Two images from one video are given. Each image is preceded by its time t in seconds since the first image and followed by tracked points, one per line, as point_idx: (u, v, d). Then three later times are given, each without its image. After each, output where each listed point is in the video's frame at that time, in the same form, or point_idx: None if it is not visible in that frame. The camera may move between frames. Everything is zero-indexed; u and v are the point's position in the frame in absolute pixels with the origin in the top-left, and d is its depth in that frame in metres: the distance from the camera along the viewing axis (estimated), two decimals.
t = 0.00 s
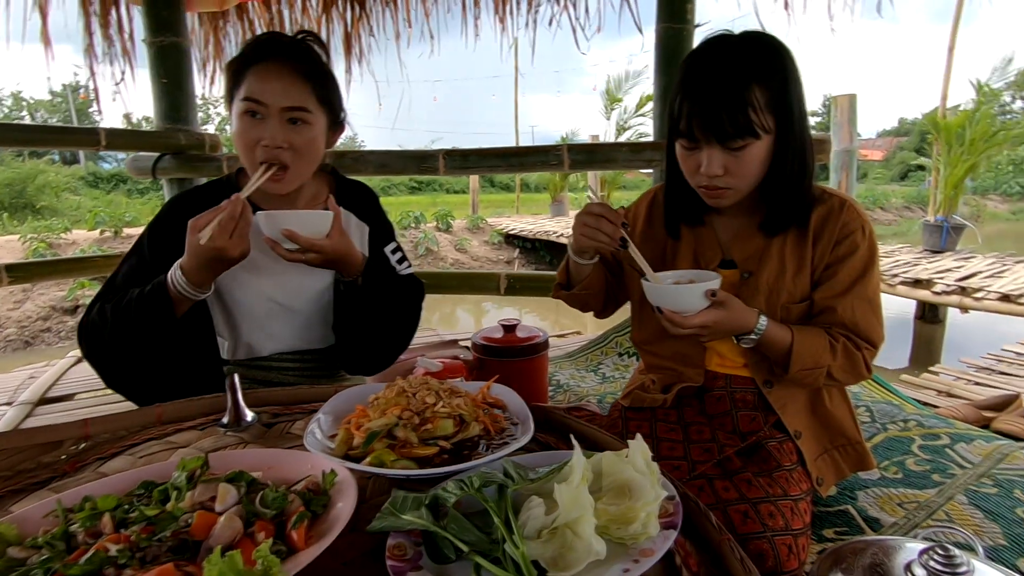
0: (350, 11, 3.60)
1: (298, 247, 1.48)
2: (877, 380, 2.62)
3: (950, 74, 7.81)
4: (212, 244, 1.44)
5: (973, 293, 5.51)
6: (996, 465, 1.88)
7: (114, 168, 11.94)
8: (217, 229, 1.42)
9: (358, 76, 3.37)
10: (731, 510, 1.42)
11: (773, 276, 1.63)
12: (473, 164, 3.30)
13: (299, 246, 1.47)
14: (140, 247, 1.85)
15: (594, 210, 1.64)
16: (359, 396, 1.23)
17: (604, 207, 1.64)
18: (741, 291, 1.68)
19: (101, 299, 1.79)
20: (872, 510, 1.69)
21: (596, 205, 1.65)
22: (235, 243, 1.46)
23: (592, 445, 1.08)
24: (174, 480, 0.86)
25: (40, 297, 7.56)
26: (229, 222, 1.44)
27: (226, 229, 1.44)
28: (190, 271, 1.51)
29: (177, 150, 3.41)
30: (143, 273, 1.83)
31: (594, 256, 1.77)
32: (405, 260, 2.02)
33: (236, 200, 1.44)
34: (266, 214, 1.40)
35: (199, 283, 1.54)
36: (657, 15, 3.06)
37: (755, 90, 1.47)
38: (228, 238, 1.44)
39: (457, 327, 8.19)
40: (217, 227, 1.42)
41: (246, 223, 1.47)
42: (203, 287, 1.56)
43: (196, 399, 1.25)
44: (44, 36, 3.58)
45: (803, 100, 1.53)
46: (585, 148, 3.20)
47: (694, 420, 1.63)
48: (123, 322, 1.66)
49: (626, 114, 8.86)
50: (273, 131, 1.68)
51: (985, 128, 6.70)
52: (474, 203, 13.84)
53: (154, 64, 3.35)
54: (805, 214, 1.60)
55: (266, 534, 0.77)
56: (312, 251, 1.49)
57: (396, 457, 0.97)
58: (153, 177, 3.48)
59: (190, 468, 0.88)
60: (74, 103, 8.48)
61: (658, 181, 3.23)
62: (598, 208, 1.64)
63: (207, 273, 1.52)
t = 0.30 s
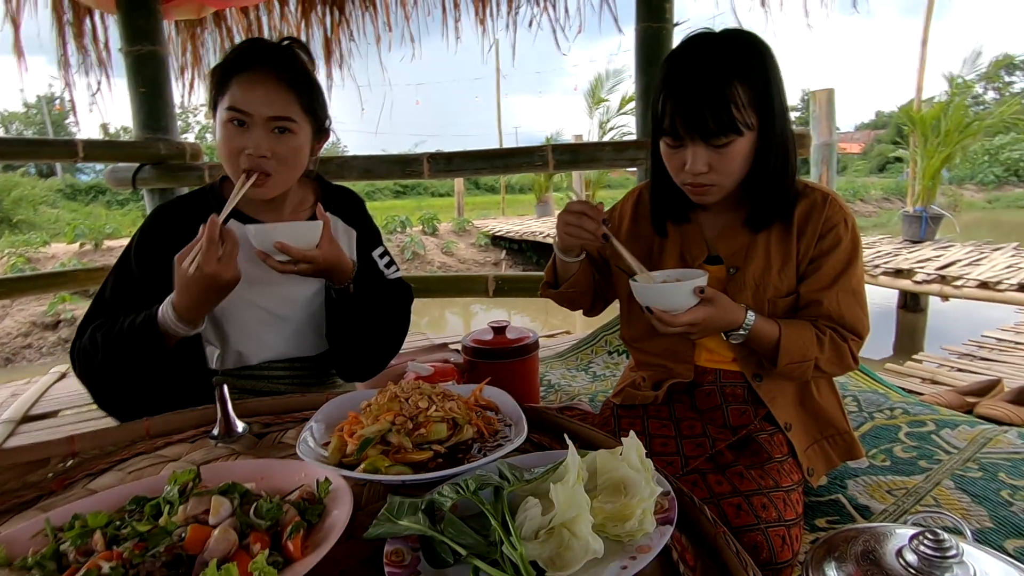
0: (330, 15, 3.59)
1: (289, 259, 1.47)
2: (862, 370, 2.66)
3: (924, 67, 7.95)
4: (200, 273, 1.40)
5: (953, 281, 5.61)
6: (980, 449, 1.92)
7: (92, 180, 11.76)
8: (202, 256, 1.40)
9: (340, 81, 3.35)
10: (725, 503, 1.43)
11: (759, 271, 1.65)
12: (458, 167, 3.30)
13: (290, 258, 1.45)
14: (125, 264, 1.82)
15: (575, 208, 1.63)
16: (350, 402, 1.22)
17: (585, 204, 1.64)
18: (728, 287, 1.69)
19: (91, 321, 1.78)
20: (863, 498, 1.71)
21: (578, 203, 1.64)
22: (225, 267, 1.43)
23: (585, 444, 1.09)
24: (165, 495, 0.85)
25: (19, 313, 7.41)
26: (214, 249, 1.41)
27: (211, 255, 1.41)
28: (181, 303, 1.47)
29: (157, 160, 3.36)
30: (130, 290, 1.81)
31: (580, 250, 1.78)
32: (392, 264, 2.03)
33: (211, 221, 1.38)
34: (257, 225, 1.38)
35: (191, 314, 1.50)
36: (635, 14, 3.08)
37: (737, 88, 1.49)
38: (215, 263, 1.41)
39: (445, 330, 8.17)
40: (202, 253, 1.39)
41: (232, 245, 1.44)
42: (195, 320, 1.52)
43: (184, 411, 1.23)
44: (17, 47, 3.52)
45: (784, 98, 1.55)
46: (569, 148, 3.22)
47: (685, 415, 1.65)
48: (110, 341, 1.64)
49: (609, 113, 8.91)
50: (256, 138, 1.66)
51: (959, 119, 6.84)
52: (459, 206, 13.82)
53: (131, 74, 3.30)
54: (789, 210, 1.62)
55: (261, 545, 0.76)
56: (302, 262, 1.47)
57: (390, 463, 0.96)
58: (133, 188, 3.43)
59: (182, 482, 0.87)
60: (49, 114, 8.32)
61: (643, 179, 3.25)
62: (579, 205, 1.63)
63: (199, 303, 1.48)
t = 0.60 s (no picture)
0: (319, 22, 3.57)
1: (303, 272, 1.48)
2: (856, 366, 2.69)
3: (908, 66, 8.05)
4: (186, 293, 1.40)
5: (942, 277, 5.67)
6: (973, 443, 1.95)
7: (80, 190, 11.66)
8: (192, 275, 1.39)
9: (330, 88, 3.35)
10: (725, 501, 1.45)
11: (753, 271, 1.67)
12: (451, 172, 3.31)
13: (307, 272, 1.48)
14: (122, 274, 1.81)
15: (570, 212, 1.66)
16: (353, 408, 1.22)
17: (579, 208, 1.66)
18: (723, 287, 1.71)
19: (88, 331, 1.75)
20: (860, 493, 1.73)
21: (572, 207, 1.67)
22: (209, 293, 1.42)
23: (589, 445, 1.10)
24: (171, 506, 0.84)
25: (8, 326, 7.33)
26: (204, 272, 1.39)
27: (200, 279, 1.40)
28: (166, 314, 1.46)
29: (148, 169, 3.34)
30: (128, 300, 1.80)
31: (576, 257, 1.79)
32: (390, 269, 2.03)
33: (221, 249, 1.41)
34: (274, 240, 1.40)
35: (176, 328, 1.50)
36: (625, 18, 3.10)
37: (729, 91, 1.50)
38: (203, 288, 1.41)
39: (439, 335, 8.16)
40: (193, 275, 1.38)
41: (226, 275, 1.44)
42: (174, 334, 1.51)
43: (185, 421, 1.23)
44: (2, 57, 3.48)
45: (776, 98, 1.57)
46: (561, 151, 3.23)
47: (684, 415, 1.66)
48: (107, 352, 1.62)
49: (599, 115, 8.95)
50: (262, 143, 1.67)
51: (943, 117, 6.92)
52: (451, 210, 13.82)
53: (120, 83, 3.29)
54: (781, 210, 1.64)
55: (270, 554, 0.76)
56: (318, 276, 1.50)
57: (395, 469, 0.97)
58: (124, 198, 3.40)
59: (187, 492, 0.87)
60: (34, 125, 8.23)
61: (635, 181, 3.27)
62: (573, 210, 1.65)
63: (183, 318, 1.47)
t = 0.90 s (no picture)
0: (319, 27, 3.58)
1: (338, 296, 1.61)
2: (855, 370, 2.69)
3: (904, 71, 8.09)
4: (182, 299, 1.41)
5: (939, 281, 5.69)
6: (972, 446, 1.95)
7: (78, 193, 11.66)
8: (187, 283, 1.39)
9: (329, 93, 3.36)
10: (725, 505, 1.45)
11: (753, 276, 1.67)
12: (450, 176, 3.32)
13: (341, 295, 1.60)
14: (129, 281, 1.81)
15: (572, 235, 1.67)
16: (353, 413, 1.22)
17: (580, 232, 1.67)
18: (723, 292, 1.72)
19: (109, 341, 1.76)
20: (859, 497, 1.73)
21: (572, 231, 1.68)
22: (204, 303, 1.41)
23: (588, 450, 1.10)
24: (171, 511, 0.84)
25: (5, 329, 7.30)
26: (200, 282, 1.38)
27: (196, 288, 1.39)
28: (167, 317, 1.48)
29: (147, 173, 3.34)
30: (134, 307, 1.79)
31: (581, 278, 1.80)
32: (385, 273, 2.04)
33: (221, 261, 1.41)
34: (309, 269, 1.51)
35: (177, 332, 1.52)
36: (623, 24, 3.12)
37: (728, 98, 1.51)
38: (199, 298, 1.40)
39: (438, 339, 8.16)
40: (188, 283, 1.38)
41: (220, 288, 1.41)
42: (175, 338, 1.53)
43: (184, 425, 1.23)
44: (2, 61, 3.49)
45: (774, 103, 1.58)
46: (560, 156, 3.25)
47: (683, 419, 1.66)
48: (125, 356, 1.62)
49: (597, 119, 8.98)
50: (273, 144, 1.69)
51: (940, 122, 6.94)
52: (450, 214, 13.83)
53: (119, 87, 3.29)
54: (781, 215, 1.65)
55: (272, 558, 0.76)
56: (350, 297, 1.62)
57: (396, 473, 0.97)
58: (123, 202, 3.41)
59: (187, 497, 0.87)
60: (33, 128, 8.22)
61: (633, 185, 3.29)
62: (576, 233, 1.66)
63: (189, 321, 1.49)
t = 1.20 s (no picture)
0: (320, 32, 3.60)
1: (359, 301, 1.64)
2: (855, 376, 2.69)
3: (903, 77, 8.12)
4: (190, 296, 1.42)
5: (938, 286, 5.70)
6: (971, 452, 1.96)
7: (78, 195, 11.67)
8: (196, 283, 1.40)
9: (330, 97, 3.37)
10: (724, 510, 1.44)
11: (752, 281, 1.68)
12: (450, 180, 3.33)
13: (361, 300, 1.63)
14: (134, 287, 1.81)
15: (591, 240, 1.66)
16: (353, 417, 1.22)
17: (595, 237, 1.67)
18: (722, 297, 1.72)
19: (125, 348, 1.78)
20: (858, 502, 1.73)
21: (590, 235, 1.67)
22: (209, 303, 1.41)
23: (587, 454, 1.11)
24: (171, 514, 0.84)
25: (4, 331, 7.30)
26: (208, 283, 1.39)
27: (206, 289, 1.40)
28: (178, 312, 1.49)
29: (148, 176, 3.34)
30: (140, 313, 1.79)
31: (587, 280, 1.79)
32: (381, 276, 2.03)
33: (233, 266, 1.41)
34: (332, 278, 1.57)
35: (188, 332, 1.53)
36: (623, 29, 3.13)
37: (727, 105, 1.52)
38: (206, 297, 1.41)
39: (437, 343, 8.18)
40: (197, 282, 1.39)
41: (226, 291, 1.41)
42: (185, 338, 1.54)
43: (183, 429, 1.23)
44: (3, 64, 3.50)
45: (773, 110, 1.59)
46: (560, 160, 3.26)
47: (683, 424, 1.66)
48: (142, 358, 1.64)
49: (596, 123, 9.01)
50: (275, 149, 1.70)
51: (939, 128, 6.96)
52: (450, 217, 13.85)
53: (121, 90, 3.30)
54: (780, 221, 1.66)
55: (271, 563, 0.77)
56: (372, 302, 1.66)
57: (395, 477, 0.97)
58: (124, 205, 3.41)
59: (187, 500, 0.87)
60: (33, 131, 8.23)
61: (633, 190, 3.30)
62: (592, 237, 1.66)
63: (201, 321, 1.50)
